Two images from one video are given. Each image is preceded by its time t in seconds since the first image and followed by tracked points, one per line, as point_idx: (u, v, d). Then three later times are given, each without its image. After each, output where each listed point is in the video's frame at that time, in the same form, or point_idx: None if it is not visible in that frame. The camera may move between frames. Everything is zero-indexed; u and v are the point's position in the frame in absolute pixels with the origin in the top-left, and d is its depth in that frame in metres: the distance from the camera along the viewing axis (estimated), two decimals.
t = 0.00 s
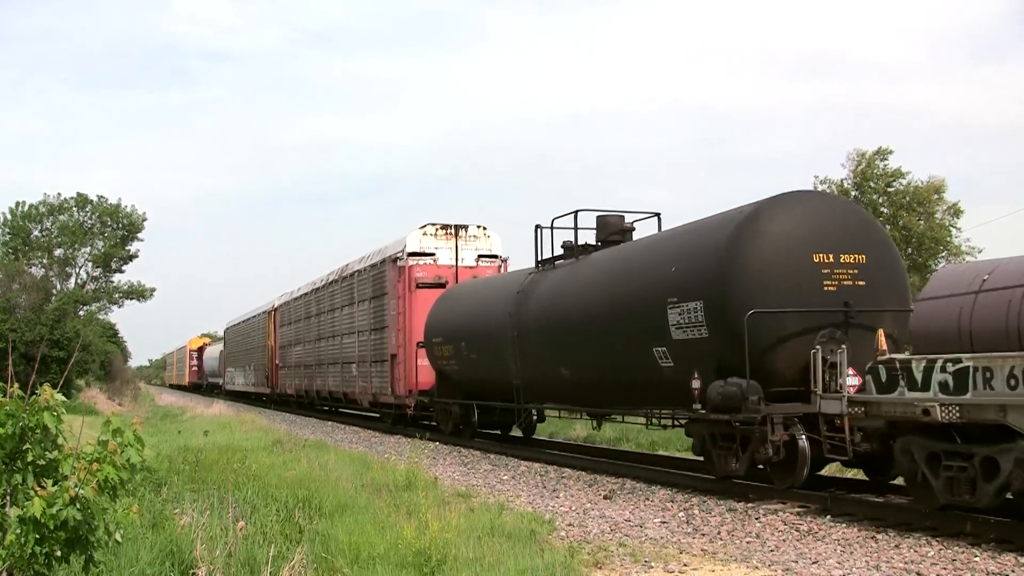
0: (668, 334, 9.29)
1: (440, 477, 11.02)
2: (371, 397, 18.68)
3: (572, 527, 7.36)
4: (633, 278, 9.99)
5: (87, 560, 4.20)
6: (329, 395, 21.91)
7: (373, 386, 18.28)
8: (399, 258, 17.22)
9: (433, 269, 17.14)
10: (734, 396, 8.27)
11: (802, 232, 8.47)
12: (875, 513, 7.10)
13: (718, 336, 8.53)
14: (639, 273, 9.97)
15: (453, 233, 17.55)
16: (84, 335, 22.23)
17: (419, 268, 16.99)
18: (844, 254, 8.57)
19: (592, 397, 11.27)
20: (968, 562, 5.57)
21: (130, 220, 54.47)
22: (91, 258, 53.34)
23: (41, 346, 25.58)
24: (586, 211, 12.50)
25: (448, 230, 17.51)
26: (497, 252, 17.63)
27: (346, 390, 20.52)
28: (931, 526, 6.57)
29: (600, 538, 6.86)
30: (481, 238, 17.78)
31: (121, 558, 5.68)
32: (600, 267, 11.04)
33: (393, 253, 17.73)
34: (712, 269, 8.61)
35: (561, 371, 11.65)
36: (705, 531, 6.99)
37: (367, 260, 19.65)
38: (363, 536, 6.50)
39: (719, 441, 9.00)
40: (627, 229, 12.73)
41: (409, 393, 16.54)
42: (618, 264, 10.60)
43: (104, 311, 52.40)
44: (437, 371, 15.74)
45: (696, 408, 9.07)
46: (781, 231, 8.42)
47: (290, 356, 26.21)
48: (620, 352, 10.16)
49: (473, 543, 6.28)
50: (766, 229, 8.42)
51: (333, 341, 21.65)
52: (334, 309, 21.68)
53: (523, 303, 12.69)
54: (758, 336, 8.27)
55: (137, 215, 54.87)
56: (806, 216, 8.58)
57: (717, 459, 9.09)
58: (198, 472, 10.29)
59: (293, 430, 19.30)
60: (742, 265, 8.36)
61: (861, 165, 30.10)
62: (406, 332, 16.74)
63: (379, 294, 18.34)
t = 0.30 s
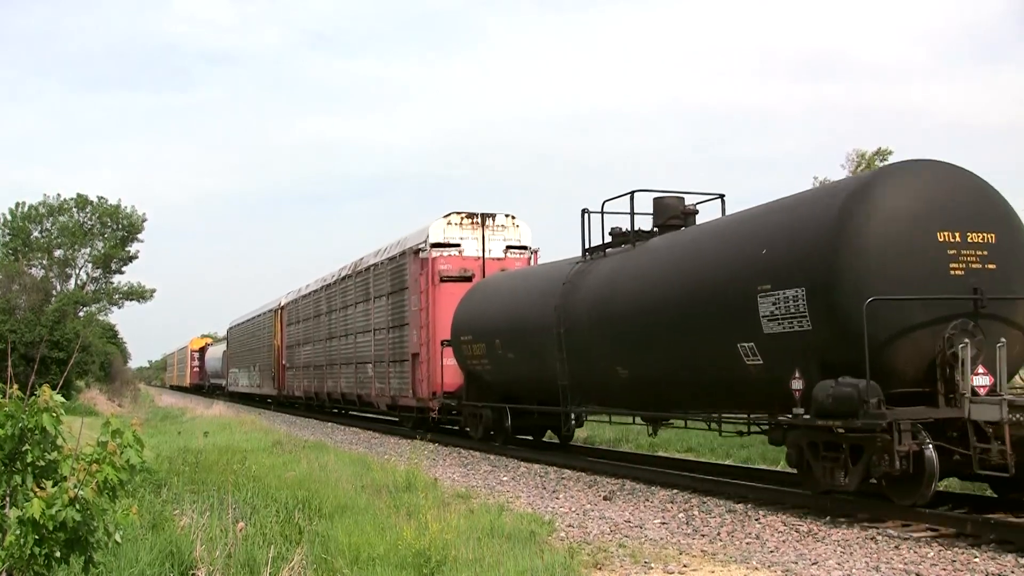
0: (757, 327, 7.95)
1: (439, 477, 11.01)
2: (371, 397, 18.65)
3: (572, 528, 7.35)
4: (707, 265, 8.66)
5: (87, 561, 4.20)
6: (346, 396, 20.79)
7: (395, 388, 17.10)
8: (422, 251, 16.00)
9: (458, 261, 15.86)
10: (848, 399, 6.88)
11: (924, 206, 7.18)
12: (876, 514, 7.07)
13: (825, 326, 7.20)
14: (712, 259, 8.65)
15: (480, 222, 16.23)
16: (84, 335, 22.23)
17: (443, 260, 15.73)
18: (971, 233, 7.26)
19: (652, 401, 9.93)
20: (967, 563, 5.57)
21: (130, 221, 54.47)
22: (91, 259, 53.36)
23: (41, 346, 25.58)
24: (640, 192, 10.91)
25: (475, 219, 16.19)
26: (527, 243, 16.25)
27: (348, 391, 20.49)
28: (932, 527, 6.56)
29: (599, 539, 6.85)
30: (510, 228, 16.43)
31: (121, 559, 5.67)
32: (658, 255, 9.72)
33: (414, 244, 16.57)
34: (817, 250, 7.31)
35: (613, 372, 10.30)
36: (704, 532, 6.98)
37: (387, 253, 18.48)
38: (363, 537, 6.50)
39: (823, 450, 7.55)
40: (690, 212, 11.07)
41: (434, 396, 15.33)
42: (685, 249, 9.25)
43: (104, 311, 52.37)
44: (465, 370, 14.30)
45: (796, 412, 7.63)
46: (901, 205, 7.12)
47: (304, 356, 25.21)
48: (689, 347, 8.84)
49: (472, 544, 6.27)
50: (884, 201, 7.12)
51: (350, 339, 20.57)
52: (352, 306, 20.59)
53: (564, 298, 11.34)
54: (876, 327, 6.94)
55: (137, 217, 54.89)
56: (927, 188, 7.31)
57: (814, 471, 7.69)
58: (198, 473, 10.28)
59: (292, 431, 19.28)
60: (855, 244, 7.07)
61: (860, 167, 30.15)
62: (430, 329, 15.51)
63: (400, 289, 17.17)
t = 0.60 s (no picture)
0: (877, 317, 6.71)
1: (439, 478, 10.99)
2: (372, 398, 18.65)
3: (572, 529, 7.34)
4: (797, 248, 7.54)
5: (87, 562, 4.19)
6: (363, 399, 19.53)
7: (418, 389, 15.84)
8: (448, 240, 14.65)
9: (489, 252, 14.50)
10: (1008, 403, 5.73)
11: None
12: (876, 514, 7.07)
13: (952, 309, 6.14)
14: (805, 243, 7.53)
15: (512, 209, 14.86)
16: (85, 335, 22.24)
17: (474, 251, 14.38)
18: None
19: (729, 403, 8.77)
20: (967, 564, 5.56)
21: (130, 222, 54.49)
22: (91, 260, 53.38)
23: (40, 347, 25.58)
24: (715, 166, 9.72)
25: (507, 206, 14.85)
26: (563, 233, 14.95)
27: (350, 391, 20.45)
28: (931, 527, 6.56)
29: (600, 540, 6.85)
30: (543, 216, 15.09)
31: (120, 560, 5.66)
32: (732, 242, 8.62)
33: (439, 233, 15.25)
34: (963, 226, 6.11)
35: (677, 373, 9.15)
36: (705, 534, 6.97)
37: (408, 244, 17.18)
38: (363, 538, 6.49)
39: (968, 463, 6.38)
40: (770, 190, 9.96)
41: (461, 398, 14.05)
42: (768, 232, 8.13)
43: (104, 312, 52.34)
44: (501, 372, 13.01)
45: (936, 417, 6.48)
46: None
47: (316, 355, 24.00)
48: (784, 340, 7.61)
49: (473, 545, 6.26)
50: None
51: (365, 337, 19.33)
52: (368, 302, 19.33)
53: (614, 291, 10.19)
54: None
55: (137, 218, 54.92)
56: None
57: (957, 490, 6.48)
58: (198, 474, 10.27)
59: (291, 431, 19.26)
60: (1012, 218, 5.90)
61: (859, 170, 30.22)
62: (457, 325, 14.18)
63: (422, 281, 15.92)
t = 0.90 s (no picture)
0: None
1: (439, 478, 10.99)
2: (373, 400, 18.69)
3: (572, 530, 7.34)
4: (889, 226, 6.56)
5: (87, 563, 4.20)
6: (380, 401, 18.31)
7: (444, 390, 14.64)
8: (479, 228, 13.45)
9: (524, 241, 13.29)
10: None
11: None
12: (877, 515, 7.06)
13: (988, 299, 5.73)
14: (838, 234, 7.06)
15: (549, 194, 13.57)
16: (86, 335, 22.21)
17: (506, 239, 13.13)
18: None
19: (775, 403, 8.07)
20: (968, 565, 5.56)
21: (130, 222, 54.51)
22: (91, 260, 53.41)
23: (40, 348, 25.60)
24: (806, 132, 8.34)
25: (543, 190, 13.56)
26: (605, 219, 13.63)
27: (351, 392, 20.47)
28: (931, 528, 6.56)
29: (599, 540, 6.87)
30: (583, 202, 13.76)
31: (121, 561, 5.67)
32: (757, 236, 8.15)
33: (468, 221, 14.10)
34: None
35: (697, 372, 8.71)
36: (705, 534, 6.97)
37: (432, 233, 15.97)
38: (362, 539, 6.49)
39: None
40: (874, 159, 8.09)
41: (495, 400, 12.83)
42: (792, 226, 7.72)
43: (104, 313, 52.27)
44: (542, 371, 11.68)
45: None
46: None
47: (328, 355, 22.87)
48: (823, 337, 7.07)
49: (473, 546, 6.26)
50: None
51: (382, 335, 18.18)
52: (385, 297, 18.17)
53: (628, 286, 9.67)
54: None
55: (137, 218, 54.92)
56: None
57: None
58: (198, 474, 10.26)
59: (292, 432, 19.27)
60: None
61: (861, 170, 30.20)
62: (491, 319, 12.99)
63: (448, 274, 14.76)
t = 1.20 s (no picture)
0: None
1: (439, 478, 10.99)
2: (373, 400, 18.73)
3: (572, 530, 7.34)
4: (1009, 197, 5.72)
5: (87, 563, 4.20)
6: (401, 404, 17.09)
7: (478, 390, 13.41)
8: (516, 213, 12.17)
9: (566, 227, 11.99)
10: None
11: None
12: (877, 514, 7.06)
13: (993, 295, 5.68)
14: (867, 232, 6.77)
15: (593, 175, 12.31)
16: (86, 336, 22.13)
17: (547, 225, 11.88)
18: None
19: (889, 408, 6.93)
20: (968, 565, 5.56)
21: (130, 223, 54.49)
22: (91, 261, 53.42)
23: (40, 347, 25.61)
24: (933, 89, 7.10)
25: (588, 171, 12.28)
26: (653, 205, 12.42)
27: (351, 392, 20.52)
28: (932, 528, 6.55)
29: (600, 540, 6.87)
30: (629, 184, 12.48)
31: (121, 561, 5.66)
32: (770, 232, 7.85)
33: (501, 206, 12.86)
34: None
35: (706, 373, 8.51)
36: (705, 534, 6.97)
37: (461, 221, 14.71)
38: (362, 539, 6.48)
39: None
40: (1012, 121, 7.22)
41: (535, 403, 11.62)
42: (855, 212, 7.06)
43: (104, 313, 52.25)
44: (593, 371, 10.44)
45: None
46: None
47: (340, 353, 21.67)
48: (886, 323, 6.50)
49: (473, 546, 6.25)
50: None
51: (403, 331, 16.97)
52: (406, 290, 16.92)
53: (641, 283, 9.32)
54: None
55: (137, 218, 54.92)
56: None
57: None
58: (198, 475, 10.26)
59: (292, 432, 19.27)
60: None
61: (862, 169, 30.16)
62: (530, 314, 11.79)
63: (481, 263, 13.51)
